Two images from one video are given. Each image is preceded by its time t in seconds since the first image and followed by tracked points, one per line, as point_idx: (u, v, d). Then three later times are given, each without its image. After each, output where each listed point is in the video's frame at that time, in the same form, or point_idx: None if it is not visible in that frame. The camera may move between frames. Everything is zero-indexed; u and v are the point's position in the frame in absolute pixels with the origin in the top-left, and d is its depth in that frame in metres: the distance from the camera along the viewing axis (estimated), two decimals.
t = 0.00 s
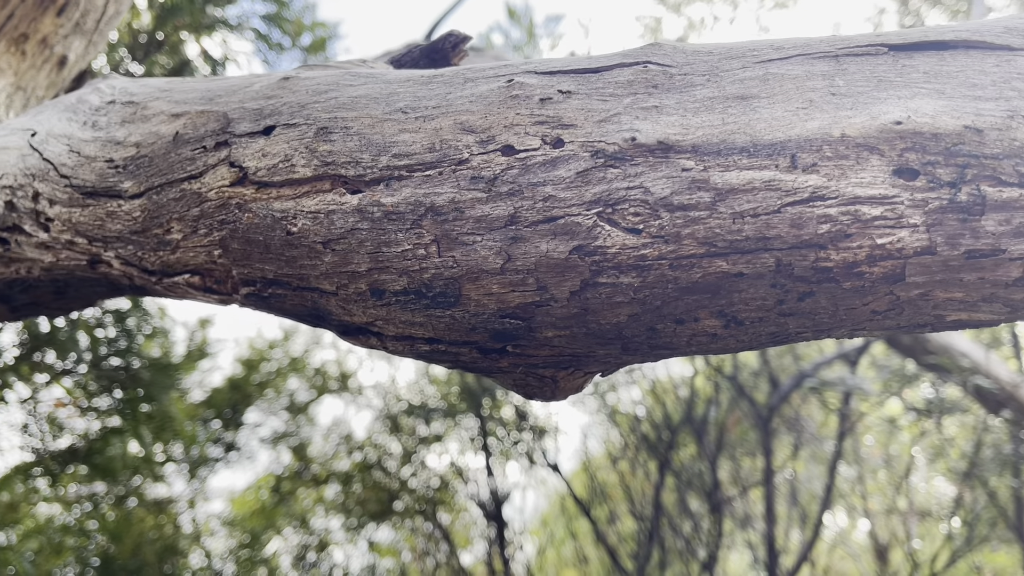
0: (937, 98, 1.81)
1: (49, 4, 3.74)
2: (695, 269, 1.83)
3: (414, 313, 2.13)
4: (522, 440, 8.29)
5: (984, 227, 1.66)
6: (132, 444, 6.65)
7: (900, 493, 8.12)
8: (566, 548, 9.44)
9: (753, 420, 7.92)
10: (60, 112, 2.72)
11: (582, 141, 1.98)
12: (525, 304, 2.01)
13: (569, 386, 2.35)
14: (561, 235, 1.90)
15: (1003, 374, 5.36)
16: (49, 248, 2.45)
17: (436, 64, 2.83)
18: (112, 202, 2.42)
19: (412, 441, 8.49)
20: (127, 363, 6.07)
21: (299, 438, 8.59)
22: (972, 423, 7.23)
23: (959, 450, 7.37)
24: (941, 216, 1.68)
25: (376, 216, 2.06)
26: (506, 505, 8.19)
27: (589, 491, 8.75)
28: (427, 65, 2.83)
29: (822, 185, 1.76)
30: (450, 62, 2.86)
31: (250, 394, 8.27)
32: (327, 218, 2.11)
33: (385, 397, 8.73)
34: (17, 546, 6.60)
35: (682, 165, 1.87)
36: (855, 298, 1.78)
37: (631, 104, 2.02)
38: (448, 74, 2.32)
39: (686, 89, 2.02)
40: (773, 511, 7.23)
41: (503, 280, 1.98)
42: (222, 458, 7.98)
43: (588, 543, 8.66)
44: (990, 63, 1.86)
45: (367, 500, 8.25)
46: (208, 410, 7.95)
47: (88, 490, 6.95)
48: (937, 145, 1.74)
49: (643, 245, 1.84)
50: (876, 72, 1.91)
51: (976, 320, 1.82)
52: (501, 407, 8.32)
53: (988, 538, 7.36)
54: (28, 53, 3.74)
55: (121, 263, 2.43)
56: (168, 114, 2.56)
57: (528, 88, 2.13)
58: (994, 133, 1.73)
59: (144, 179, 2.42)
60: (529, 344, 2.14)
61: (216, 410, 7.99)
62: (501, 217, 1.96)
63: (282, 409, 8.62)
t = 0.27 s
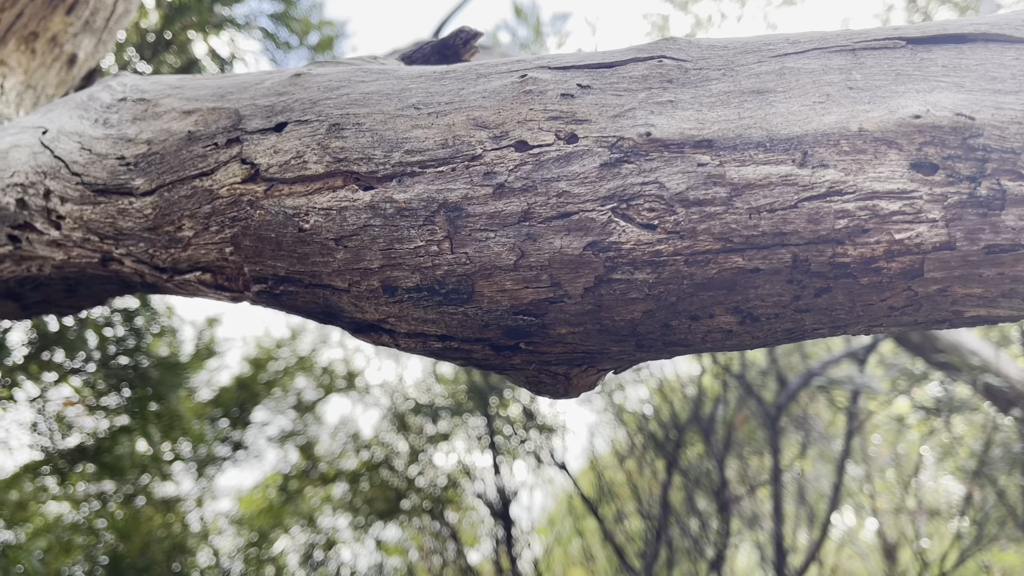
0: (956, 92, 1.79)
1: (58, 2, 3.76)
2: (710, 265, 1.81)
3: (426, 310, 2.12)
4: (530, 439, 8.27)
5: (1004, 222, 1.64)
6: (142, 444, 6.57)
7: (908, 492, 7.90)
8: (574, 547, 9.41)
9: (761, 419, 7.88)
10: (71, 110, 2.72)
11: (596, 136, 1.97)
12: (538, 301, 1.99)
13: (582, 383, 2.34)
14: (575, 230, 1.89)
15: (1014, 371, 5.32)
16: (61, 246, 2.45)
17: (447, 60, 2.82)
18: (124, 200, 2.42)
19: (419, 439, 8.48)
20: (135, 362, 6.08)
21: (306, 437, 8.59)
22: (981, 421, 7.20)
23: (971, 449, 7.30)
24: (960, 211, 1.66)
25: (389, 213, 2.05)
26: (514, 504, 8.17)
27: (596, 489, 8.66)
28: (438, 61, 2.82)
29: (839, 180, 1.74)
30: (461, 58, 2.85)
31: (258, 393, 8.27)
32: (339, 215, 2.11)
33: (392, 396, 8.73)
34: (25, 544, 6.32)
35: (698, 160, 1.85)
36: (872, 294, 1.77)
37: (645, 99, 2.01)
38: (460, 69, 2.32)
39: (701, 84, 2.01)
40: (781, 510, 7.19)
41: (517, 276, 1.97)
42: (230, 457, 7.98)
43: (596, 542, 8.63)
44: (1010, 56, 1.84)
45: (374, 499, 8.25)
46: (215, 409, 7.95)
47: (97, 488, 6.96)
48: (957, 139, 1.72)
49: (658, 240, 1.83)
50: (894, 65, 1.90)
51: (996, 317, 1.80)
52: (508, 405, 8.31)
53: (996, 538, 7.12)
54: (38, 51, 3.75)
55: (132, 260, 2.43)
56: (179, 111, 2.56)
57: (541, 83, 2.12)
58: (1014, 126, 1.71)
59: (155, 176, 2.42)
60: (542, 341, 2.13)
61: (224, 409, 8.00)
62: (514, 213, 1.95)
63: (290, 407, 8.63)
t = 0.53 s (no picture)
0: (965, 81, 1.77)
1: None
2: (715, 258, 1.79)
3: (429, 304, 2.10)
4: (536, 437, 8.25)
5: (1013, 213, 1.62)
6: (148, 442, 6.64)
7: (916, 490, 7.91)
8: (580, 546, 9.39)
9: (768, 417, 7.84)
10: (73, 106, 2.71)
11: (599, 128, 1.95)
12: (541, 295, 1.97)
13: (586, 378, 2.32)
14: (579, 223, 1.87)
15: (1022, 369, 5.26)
16: (63, 242, 2.44)
17: (450, 54, 2.80)
18: (126, 194, 2.41)
19: (425, 438, 8.46)
20: (141, 360, 6.12)
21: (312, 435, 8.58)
22: (989, 420, 7.13)
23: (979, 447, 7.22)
24: (968, 202, 1.64)
25: (391, 207, 2.04)
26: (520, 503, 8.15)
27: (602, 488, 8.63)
28: (441, 55, 2.80)
29: (846, 171, 1.72)
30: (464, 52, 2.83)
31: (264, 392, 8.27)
32: (341, 209, 2.09)
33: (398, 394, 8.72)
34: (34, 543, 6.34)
35: (702, 151, 1.83)
36: (880, 287, 1.74)
37: (649, 91, 1.99)
38: (463, 62, 2.30)
39: (706, 75, 1.99)
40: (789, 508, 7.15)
41: (520, 270, 1.95)
42: (236, 455, 7.98)
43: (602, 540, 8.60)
44: (1020, 45, 1.82)
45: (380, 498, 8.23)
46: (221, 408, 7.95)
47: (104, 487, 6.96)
48: (965, 129, 1.70)
49: (662, 233, 1.81)
50: (901, 55, 1.87)
51: (1005, 310, 1.77)
52: (514, 403, 8.29)
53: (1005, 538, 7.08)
54: (42, 48, 3.75)
55: (134, 256, 2.42)
56: (181, 106, 2.55)
57: (544, 75, 2.11)
58: None
59: (157, 171, 2.41)
60: (545, 336, 2.11)
61: (230, 407, 8.00)
62: (517, 206, 1.93)
63: (296, 406, 8.62)
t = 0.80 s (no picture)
0: (979, 71, 1.74)
1: None
2: (725, 253, 1.77)
3: (436, 300, 2.08)
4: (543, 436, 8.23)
5: None
6: (155, 440, 6.65)
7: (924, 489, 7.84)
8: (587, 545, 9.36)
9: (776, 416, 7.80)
10: (79, 102, 2.70)
11: (607, 122, 1.93)
12: (549, 290, 1.95)
13: (594, 375, 2.30)
14: (586, 218, 1.85)
15: None
16: (68, 239, 2.44)
17: (457, 48, 2.78)
18: (131, 191, 2.40)
19: (431, 436, 8.45)
20: (149, 359, 6.12)
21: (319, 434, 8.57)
22: (998, 418, 7.08)
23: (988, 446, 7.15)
24: (982, 195, 1.62)
25: (397, 202, 2.02)
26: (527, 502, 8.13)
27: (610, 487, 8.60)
28: (448, 50, 2.78)
29: (857, 164, 1.70)
30: (471, 47, 2.81)
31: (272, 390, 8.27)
32: (347, 205, 2.07)
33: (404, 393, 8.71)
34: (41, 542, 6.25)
35: (712, 144, 1.81)
36: (892, 281, 1.72)
37: (658, 84, 1.97)
38: (469, 56, 2.28)
39: (715, 67, 1.97)
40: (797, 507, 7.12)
41: (527, 265, 1.93)
42: (243, 454, 7.97)
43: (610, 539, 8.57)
44: None
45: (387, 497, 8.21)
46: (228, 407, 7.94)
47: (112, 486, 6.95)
48: (979, 120, 1.67)
49: (671, 227, 1.79)
50: (914, 46, 1.85)
51: (1019, 304, 1.74)
52: (521, 401, 8.27)
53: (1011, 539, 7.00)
54: (47, 46, 3.74)
55: (140, 253, 2.41)
56: (186, 102, 2.54)
57: (552, 69, 2.09)
58: None
59: (162, 167, 2.40)
60: (553, 332, 2.09)
61: (237, 406, 8.00)
62: (524, 201, 1.92)
63: (303, 405, 8.62)
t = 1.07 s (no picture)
0: (995, 73, 1.73)
1: None
2: (738, 256, 1.76)
3: (446, 304, 2.07)
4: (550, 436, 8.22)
5: None
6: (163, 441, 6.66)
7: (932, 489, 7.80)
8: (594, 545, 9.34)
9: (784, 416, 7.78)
10: (88, 106, 2.70)
11: (618, 125, 1.92)
12: (560, 294, 1.94)
13: (605, 378, 2.29)
14: (598, 221, 1.84)
15: None
16: (78, 243, 2.44)
17: (466, 51, 2.77)
18: (141, 194, 2.40)
19: (439, 437, 8.44)
20: (157, 360, 6.12)
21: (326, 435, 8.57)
22: (1008, 418, 7.04)
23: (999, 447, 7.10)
24: (999, 198, 1.60)
25: (407, 205, 2.01)
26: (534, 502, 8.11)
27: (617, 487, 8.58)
28: (456, 52, 2.77)
29: (872, 167, 1.68)
30: (480, 49, 2.80)
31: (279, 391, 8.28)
32: (357, 208, 2.07)
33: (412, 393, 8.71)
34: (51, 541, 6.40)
35: (725, 147, 1.80)
36: (907, 284, 1.70)
37: (670, 87, 1.96)
38: (479, 58, 2.27)
39: (728, 69, 1.95)
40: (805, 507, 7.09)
41: (538, 269, 1.92)
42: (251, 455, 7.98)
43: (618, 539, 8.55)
44: None
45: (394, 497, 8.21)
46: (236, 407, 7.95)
47: (120, 486, 6.95)
48: (996, 123, 1.66)
49: (684, 231, 1.77)
50: (929, 48, 1.84)
51: None
52: (527, 401, 8.26)
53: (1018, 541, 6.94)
54: (56, 49, 3.74)
55: (149, 256, 2.41)
56: (196, 105, 2.53)
57: (563, 71, 2.08)
58: None
59: (172, 171, 2.39)
60: (564, 336, 2.08)
61: (245, 407, 8.01)
62: (536, 204, 1.91)
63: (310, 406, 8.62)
